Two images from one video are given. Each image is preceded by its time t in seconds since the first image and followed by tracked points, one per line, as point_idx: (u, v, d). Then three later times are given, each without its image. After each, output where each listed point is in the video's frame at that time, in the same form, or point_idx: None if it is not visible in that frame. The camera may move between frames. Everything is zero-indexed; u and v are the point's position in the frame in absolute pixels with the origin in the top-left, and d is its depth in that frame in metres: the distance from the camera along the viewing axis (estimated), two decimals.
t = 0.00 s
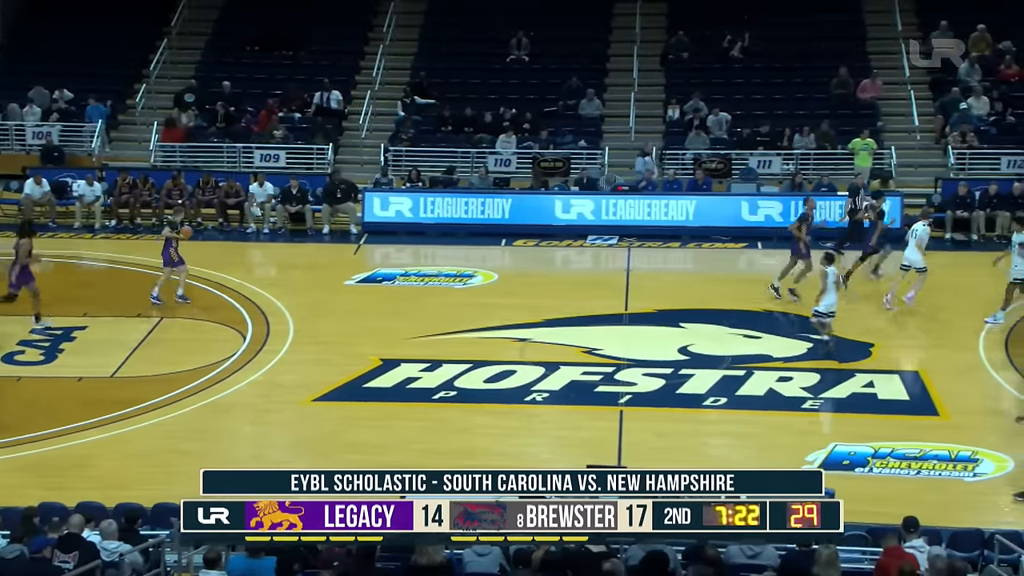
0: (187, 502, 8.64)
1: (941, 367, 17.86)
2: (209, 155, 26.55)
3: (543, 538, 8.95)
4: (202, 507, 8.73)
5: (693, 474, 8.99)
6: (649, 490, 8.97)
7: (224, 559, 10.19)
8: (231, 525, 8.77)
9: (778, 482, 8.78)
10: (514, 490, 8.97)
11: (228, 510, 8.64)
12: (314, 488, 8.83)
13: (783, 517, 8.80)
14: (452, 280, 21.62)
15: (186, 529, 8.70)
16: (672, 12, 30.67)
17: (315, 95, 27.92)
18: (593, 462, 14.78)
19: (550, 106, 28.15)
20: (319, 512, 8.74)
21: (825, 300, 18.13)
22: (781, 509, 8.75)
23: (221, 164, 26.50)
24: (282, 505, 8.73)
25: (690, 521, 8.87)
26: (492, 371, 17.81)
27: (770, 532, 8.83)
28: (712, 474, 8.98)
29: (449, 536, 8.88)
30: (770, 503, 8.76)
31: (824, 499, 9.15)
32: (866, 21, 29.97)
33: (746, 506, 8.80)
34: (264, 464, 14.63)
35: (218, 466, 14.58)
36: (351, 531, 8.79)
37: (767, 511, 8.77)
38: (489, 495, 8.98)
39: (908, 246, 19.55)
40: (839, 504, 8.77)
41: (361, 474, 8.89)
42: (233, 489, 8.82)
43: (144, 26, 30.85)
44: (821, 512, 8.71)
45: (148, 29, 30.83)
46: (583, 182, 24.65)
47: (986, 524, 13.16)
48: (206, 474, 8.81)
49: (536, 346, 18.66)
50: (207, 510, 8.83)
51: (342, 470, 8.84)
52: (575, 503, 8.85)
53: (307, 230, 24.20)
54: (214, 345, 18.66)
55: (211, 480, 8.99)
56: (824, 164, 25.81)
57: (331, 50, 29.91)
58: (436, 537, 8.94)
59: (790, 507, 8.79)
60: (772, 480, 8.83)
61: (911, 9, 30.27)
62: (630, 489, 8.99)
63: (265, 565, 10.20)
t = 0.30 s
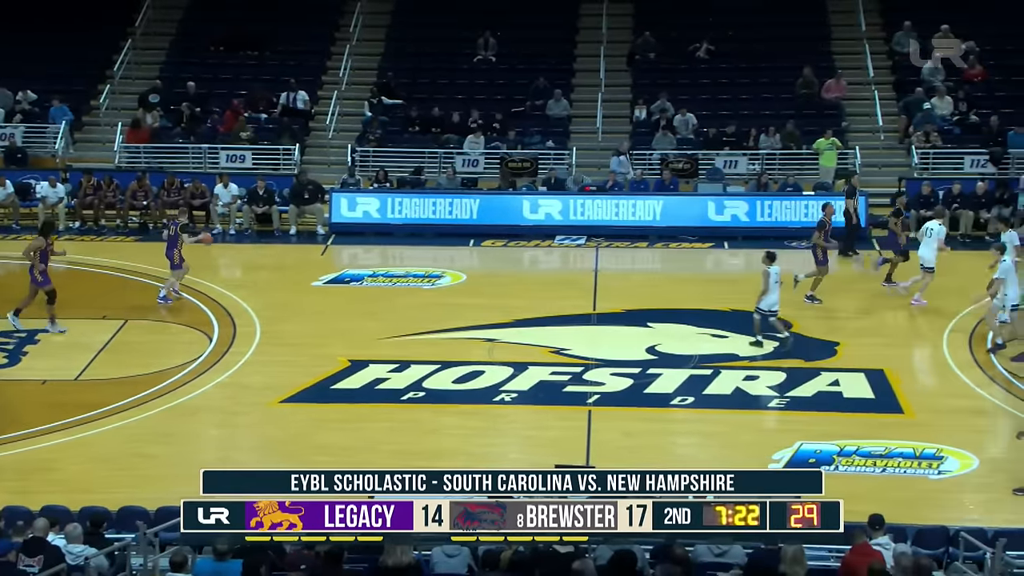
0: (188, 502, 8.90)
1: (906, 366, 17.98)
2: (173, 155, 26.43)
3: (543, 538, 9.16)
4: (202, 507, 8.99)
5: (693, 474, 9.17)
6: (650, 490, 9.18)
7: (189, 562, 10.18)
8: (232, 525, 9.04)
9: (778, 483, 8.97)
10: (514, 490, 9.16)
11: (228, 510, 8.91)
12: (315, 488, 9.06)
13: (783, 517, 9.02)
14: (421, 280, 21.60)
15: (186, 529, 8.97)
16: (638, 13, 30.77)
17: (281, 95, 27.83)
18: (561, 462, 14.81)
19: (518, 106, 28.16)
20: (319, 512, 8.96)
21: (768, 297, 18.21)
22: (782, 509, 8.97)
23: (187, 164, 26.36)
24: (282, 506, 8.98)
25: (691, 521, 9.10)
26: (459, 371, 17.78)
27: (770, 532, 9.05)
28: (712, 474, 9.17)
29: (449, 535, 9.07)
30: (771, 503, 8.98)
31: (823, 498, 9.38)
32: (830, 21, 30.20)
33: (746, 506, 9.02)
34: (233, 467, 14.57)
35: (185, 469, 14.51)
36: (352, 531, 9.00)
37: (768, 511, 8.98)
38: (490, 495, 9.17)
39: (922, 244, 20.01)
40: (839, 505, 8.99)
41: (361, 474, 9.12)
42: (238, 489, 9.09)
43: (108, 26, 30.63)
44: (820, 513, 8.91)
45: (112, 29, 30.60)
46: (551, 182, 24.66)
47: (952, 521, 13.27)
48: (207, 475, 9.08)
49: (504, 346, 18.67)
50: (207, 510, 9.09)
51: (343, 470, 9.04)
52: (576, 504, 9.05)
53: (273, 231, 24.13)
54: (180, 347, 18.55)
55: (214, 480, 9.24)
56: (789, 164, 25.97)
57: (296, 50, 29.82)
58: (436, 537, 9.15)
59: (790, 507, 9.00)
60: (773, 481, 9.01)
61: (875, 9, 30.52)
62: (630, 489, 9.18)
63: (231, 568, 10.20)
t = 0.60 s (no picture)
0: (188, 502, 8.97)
1: (873, 364, 18.12)
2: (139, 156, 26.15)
3: (543, 537, 9.24)
4: (203, 508, 9.07)
5: (693, 474, 9.33)
6: (650, 490, 9.37)
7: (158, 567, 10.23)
8: (231, 525, 9.10)
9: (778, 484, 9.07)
10: (515, 490, 9.28)
11: (228, 510, 8.95)
12: (315, 488, 9.16)
13: (783, 517, 9.13)
14: (390, 280, 21.56)
15: (187, 530, 9.02)
16: (606, 13, 30.82)
17: (248, 95, 27.71)
18: (530, 461, 14.84)
19: (486, 107, 28.15)
20: (318, 512, 9.03)
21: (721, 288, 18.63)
22: (781, 509, 9.08)
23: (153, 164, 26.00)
24: (282, 506, 9.03)
25: (690, 521, 9.21)
26: (428, 372, 17.75)
27: (770, 532, 9.17)
28: (711, 475, 9.34)
29: (449, 535, 9.16)
30: (770, 503, 9.08)
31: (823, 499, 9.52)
32: (796, 21, 30.35)
33: (746, 507, 9.14)
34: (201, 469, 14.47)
35: (154, 471, 14.44)
36: (351, 531, 9.10)
37: (767, 511, 9.10)
38: (490, 496, 9.30)
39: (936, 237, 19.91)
40: (839, 505, 9.13)
41: (361, 475, 9.32)
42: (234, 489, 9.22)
43: (72, 26, 30.39)
44: (819, 512, 9.04)
45: (76, 28, 30.36)
46: (520, 183, 24.69)
47: (917, 518, 13.36)
48: (206, 475, 9.13)
49: (473, 346, 18.66)
50: (208, 511, 9.16)
51: (342, 471, 9.23)
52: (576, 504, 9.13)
53: (241, 231, 24.04)
54: (147, 348, 18.43)
55: (211, 481, 9.26)
56: (756, 164, 26.10)
57: (263, 51, 29.68)
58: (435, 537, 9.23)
59: (790, 507, 9.11)
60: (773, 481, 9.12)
61: (841, 9, 30.69)
62: (630, 488, 9.34)
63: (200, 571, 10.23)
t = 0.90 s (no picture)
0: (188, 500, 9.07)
1: (843, 363, 18.22)
2: (109, 158, 26.02)
3: (543, 537, 9.34)
4: (203, 508, 9.15)
5: (693, 474, 9.43)
6: (649, 490, 9.52)
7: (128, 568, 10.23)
8: (232, 525, 9.18)
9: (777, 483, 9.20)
10: (515, 489, 9.40)
11: (228, 509, 9.04)
12: (314, 488, 9.31)
13: (783, 517, 9.23)
14: (362, 282, 21.47)
15: (187, 530, 9.12)
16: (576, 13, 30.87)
17: (217, 95, 27.58)
18: (503, 461, 14.83)
19: (457, 108, 28.12)
20: (319, 512, 9.11)
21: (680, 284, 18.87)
22: (781, 509, 9.19)
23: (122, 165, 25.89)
24: (282, 506, 9.12)
25: (690, 521, 9.30)
26: (400, 373, 17.73)
27: (770, 532, 9.27)
28: (712, 475, 9.45)
29: (449, 535, 9.27)
30: (770, 503, 9.18)
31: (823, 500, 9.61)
32: (765, 22, 30.48)
33: (746, 507, 9.23)
34: (175, 471, 14.41)
35: (126, 474, 14.35)
36: (350, 531, 9.19)
37: (767, 511, 9.21)
38: (490, 495, 9.40)
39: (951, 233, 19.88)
40: (839, 504, 9.20)
41: (360, 475, 9.44)
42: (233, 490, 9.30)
43: (39, 25, 30.17)
44: (819, 513, 9.13)
45: (44, 28, 30.15)
46: (491, 183, 24.71)
47: (886, 516, 13.44)
48: (206, 476, 9.24)
49: (446, 347, 18.64)
50: (207, 511, 9.24)
51: (342, 471, 9.37)
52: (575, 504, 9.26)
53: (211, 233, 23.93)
54: (116, 350, 18.31)
55: (212, 482, 9.37)
56: (725, 164, 26.21)
57: (232, 51, 29.53)
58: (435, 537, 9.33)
59: (790, 507, 9.22)
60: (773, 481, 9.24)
61: (809, 10, 30.85)
62: (631, 488, 9.49)
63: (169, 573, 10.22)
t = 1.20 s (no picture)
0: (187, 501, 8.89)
1: (814, 362, 18.30)
2: (77, 159, 25.82)
3: (543, 538, 9.15)
4: (202, 508, 8.96)
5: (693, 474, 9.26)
6: (649, 490, 9.34)
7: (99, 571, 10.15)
8: (231, 525, 8.98)
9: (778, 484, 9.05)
10: (514, 490, 9.22)
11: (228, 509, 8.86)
12: (314, 488, 9.11)
13: (783, 518, 9.07)
14: (333, 283, 21.39)
15: (186, 530, 8.93)
16: (547, 13, 30.90)
17: (186, 96, 27.43)
18: (475, 462, 14.77)
19: (428, 108, 28.07)
20: (319, 512, 8.93)
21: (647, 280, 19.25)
22: (782, 509, 9.02)
23: (90, 167, 25.73)
24: (282, 505, 8.92)
25: (690, 521, 9.13)
26: (374, 373, 17.70)
27: (770, 532, 9.12)
28: (711, 474, 9.26)
29: (449, 535, 9.08)
30: (770, 504, 9.04)
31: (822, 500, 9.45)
32: (734, 23, 30.62)
33: (745, 506, 9.08)
34: (146, 473, 14.31)
35: (96, 477, 14.20)
36: (350, 531, 8.96)
37: (767, 511, 9.05)
38: (488, 495, 9.22)
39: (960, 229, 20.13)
40: (839, 505, 9.04)
41: (361, 474, 9.23)
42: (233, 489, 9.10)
43: (6, 26, 29.95)
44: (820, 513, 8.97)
45: (11, 29, 29.92)
46: (463, 183, 24.70)
47: (858, 515, 13.48)
48: (207, 475, 9.07)
49: (418, 348, 18.59)
50: (206, 510, 9.05)
51: (343, 471, 9.16)
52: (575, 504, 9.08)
53: (181, 234, 23.81)
54: (85, 353, 18.15)
55: (214, 481, 9.19)
56: (696, 164, 26.29)
57: (201, 51, 29.35)
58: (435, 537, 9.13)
59: (790, 507, 9.05)
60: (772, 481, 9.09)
61: (778, 10, 31.00)
62: (629, 489, 9.28)
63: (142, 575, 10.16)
